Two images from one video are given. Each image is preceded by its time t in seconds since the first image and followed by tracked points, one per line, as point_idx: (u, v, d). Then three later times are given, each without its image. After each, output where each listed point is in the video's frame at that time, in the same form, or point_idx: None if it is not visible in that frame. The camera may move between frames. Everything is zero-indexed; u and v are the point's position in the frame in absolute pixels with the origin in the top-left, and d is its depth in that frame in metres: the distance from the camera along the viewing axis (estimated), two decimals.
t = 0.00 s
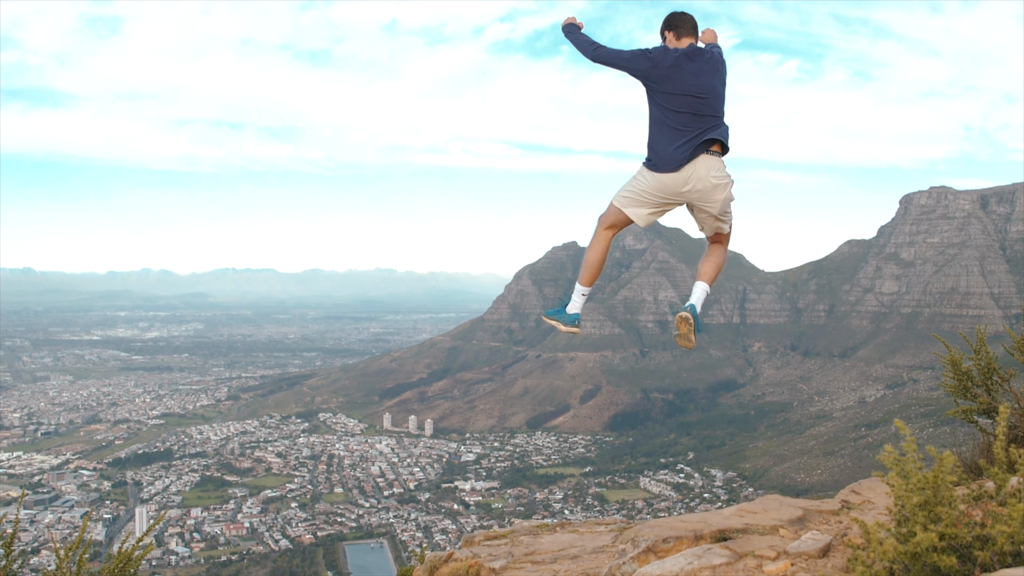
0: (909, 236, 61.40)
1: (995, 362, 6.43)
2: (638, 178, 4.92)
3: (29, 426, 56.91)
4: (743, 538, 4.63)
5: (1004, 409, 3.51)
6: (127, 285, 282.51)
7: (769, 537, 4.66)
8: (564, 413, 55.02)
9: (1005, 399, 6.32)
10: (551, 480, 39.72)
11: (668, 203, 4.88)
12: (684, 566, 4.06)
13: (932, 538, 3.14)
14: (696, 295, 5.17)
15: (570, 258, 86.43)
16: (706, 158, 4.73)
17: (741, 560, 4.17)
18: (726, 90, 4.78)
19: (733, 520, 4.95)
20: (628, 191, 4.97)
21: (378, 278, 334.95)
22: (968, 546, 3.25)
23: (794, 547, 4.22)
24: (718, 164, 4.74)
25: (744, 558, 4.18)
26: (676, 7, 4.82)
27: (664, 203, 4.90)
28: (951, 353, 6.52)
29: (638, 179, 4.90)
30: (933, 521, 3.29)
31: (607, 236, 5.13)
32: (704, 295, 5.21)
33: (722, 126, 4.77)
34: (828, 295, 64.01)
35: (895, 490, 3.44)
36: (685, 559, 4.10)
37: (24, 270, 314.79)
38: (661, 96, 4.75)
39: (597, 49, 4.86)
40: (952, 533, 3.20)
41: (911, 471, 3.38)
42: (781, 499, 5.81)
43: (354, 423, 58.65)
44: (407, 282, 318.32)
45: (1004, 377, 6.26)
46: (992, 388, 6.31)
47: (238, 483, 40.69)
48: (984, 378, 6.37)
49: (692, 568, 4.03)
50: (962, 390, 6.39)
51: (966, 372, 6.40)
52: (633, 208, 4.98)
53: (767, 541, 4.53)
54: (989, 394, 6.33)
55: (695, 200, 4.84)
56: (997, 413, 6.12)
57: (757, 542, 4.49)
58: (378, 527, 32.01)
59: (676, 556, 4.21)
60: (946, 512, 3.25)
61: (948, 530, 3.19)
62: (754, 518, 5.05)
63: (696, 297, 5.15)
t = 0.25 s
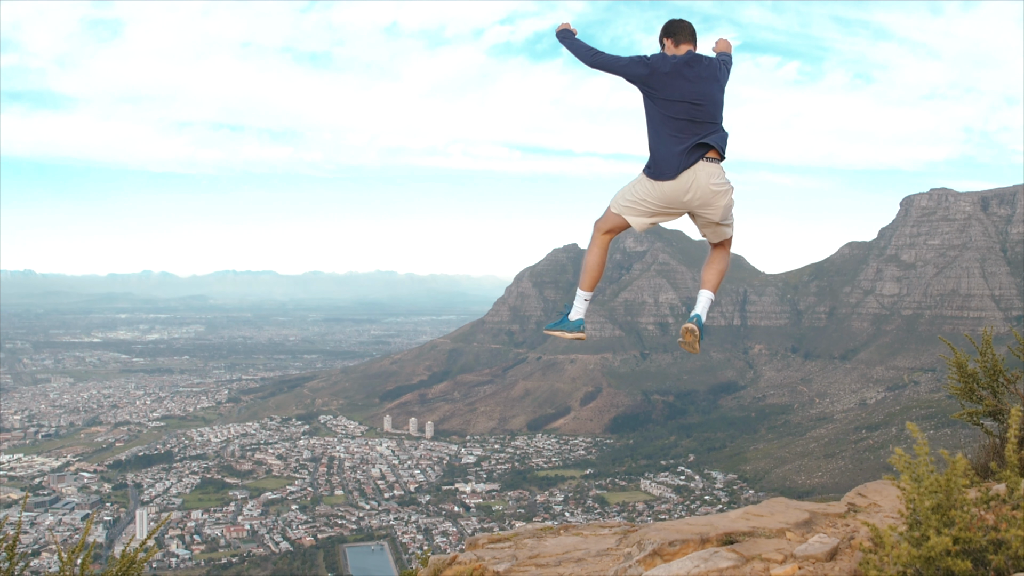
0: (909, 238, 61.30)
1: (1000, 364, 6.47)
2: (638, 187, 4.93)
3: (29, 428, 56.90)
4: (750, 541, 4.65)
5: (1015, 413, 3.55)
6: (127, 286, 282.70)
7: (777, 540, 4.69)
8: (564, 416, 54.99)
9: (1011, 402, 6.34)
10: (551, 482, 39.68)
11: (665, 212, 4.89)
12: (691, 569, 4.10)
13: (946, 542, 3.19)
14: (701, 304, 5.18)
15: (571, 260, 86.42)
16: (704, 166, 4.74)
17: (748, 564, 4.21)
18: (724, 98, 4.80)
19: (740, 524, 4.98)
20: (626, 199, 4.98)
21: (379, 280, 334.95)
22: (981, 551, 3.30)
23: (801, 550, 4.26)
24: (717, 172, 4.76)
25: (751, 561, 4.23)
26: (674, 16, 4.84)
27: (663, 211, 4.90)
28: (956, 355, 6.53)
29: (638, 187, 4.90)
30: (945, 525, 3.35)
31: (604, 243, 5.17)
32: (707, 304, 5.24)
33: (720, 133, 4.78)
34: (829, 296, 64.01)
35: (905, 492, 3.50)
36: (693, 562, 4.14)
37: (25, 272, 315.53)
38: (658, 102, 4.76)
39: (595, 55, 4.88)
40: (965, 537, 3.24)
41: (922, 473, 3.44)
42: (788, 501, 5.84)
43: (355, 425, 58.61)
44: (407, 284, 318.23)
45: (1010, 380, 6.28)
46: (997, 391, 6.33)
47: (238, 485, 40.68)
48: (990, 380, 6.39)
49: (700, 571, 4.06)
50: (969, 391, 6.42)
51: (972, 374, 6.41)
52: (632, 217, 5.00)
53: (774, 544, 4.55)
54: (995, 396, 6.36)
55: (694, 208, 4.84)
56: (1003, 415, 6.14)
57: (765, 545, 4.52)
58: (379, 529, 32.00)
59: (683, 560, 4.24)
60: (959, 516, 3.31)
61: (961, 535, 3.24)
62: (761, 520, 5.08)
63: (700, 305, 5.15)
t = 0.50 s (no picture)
0: (909, 241, 61.28)
1: (1005, 367, 6.51)
2: (637, 196, 4.94)
3: (29, 431, 56.85)
4: (756, 544, 4.72)
5: None
6: (127, 289, 282.62)
7: (783, 543, 4.77)
8: (564, 418, 54.97)
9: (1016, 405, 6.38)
10: (552, 485, 39.66)
11: (665, 221, 4.91)
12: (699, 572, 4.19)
13: (959, 547, 3.28)
14: (706, 320, 5.24)
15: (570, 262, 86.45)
16: (704, 175, 4.79)
17: (755, 568, 4.30)
18: (721, 107, 4.85)
19: (746, 527, 5.06)
20: (626, 210, 5.00)
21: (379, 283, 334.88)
22: (992, 555, 3.39)
23: (806, 554, 4.35)
24: (717, 181, 4.80)
25: (758, 565, 4.32)
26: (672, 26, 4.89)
27: (663, 220, 4.92)
28: (961, 358, 6.56)
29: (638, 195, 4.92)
30: (957, 529, 3.45)
31: (602, 253, 5.19)
32: (711, 317, 5.28)
33: (717, 141, 4.82)
34: (828, 299, 64.03)
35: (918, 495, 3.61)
36: (700, 565, 4.23)
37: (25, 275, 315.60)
38: (657, 110, 4.79)
39: (593, 64, 4.89)
40: (978, 540, 3.34)
41: (933, 476, 3.56)
42: (794, 504, 5.91)
43: (355, 428, 58.59)
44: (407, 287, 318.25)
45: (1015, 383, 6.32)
46: (1002, 394, 6.37)
47: (238, 488, 40.65)
48: (994, 383, 6.43)
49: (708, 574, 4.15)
50: (973, 394, 6.47)
51: (976, 377, 6.45)
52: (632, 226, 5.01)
53: (781, 548, 4.63)
54: (999, 399, 6.39)
55: (694, 217, 4.88)
56: (1007, 418, 6.19)
57: (771, 548, 4.60)
58: (379, 532, 31.99)
59: (690, 562, 4.33)
60: (971, 521, 3.41)
61: (974, 539, 3.34)
62: (767, 524, 5.16)
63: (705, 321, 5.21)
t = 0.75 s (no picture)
0: (909, 243, 61.26)
1: (1009, 369, 6.47)
2: (636, 207, 4.95)
3: (29, 435, 56.84)
4: (762, 548, 4.84)
5: None
6: (128, 293, 283.05)
7: (789, 547, 4.88)
8: (565, 421, 54.94)
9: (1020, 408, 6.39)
10: (552, 488, 39.63)
11: (665, 231, 4.91)
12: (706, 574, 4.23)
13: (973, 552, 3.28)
14: (714, 339, 5.24)
15: (570, 266, 86.47)
16: (703, 184, 4.81)
17: (761, 572, 4.36)
18: (718, 117, 4.87)
19: (751, 531, 5.17)
20: (625, 221, 5.00)
21: (379, 286, 335.18)
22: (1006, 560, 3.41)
23: (812, 558, 4.43)
24: (715, 190, 4.83)
25: (763, 568, 4.40)
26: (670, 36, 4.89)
27: (663, 231, 4.92)
28: (967, 360, 6.51)
29: (638, 206, 4.92)
30: (970, 531, 3.48)
31: (601, 267, 5.18)
32: (715, 333, 5.30)
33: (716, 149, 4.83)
34: (829, 302, 64.02)
35: (928, 497, 3.67)
36: (704, 568, 4.29)
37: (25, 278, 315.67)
38: (655, 121, 4.80)
39: (590, 75, 4.89)
40: (994, 545, 3.36)
41: (944, 478, 3.61)
42: (800, 510, 6.02)
43: (355, 432, 58.57)
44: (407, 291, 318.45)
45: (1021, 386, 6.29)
46: (1007, 396, 6.35)
47: (238, 492, 40.62)
48: (999, 386, 6.41)
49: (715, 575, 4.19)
50: (978, 397, 6.43)
51: (981, 379, 6.40)
52: (631, 237, 5.01)
53: (786, 551, 4.74)
54: (1005, 402, 6.37)
55: (694, 227, 4.89)
56: (1013, 421, 6.18)
57: (777, 552, 4.71)
58: (379, 535, 31.97)
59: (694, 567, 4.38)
60: (983, 524, 3.44)
61: (989, 542, 3.36)
62: (772, 528, 5.28)
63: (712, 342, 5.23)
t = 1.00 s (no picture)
0: (909, 247, 61.28)
1: (1015, 372, 6.53)
2: (635, 221, 5.00)
3: (29, 440, 56.79)
4: (768, 553, 4.99)
5: None
6: (127, 298, 282.92)
7: (795, 552, 5.04)
8: (565, 426, 54.91)
9: None
10: (552, 493, 39.59)
11: (665, 245, 4.94)
12: None
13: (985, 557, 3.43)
14: (716, 359, 5.36)
15: (570, 270, 86.46)
16: (702, 196, 4.85)
17: None
18: (716, 130, 4.92)
19: (757, 535, 5.31)
20: (626, 236, 5.04)
21: (379, 291, 335.07)
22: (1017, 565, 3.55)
23: (820, 564, 4.61)
24: (713, 203, 4.88)
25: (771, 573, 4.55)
26: (668, 52, 4.94)
27: (662, 245, 4.96)
28: (972, 364, 6.58)
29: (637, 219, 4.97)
30: (981, 537, 3.64)
31: (601, 283, 5.22)
32: (718, 349, 5.33)
33: (714, 163, 4.89)
34: (829, 306, 64.05)
35: (939, 502, 3.82)
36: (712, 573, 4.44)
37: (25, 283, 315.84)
38: (652, 134, 4.86)
39: (588, 90, 4.96)
40: (1007, 550, 3.51)
41: (955, 483, 3.77)
42: (807, 515, 6.18)
43: (355, 436, 58.53)
44: (407, 295, 318.34)
45: None
46: (1012, 400, 6.42)
47: (238, 497, 40.57)
48: (1004, 390, 6.47)
49: None
50: (982, 400, 6.50)
51: (986, 383, 6.48)
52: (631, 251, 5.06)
53: (793, 556, 4.91)
54: (1009, 405, 6.44)
55: (693, 240, 4.92)
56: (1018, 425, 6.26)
57: (783, 557, 4.88)
58: (380, 540, 31.94)
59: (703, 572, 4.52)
60: (995, 528, 3.61)
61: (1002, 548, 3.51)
62: (778, 533, 5.44)
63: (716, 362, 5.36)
